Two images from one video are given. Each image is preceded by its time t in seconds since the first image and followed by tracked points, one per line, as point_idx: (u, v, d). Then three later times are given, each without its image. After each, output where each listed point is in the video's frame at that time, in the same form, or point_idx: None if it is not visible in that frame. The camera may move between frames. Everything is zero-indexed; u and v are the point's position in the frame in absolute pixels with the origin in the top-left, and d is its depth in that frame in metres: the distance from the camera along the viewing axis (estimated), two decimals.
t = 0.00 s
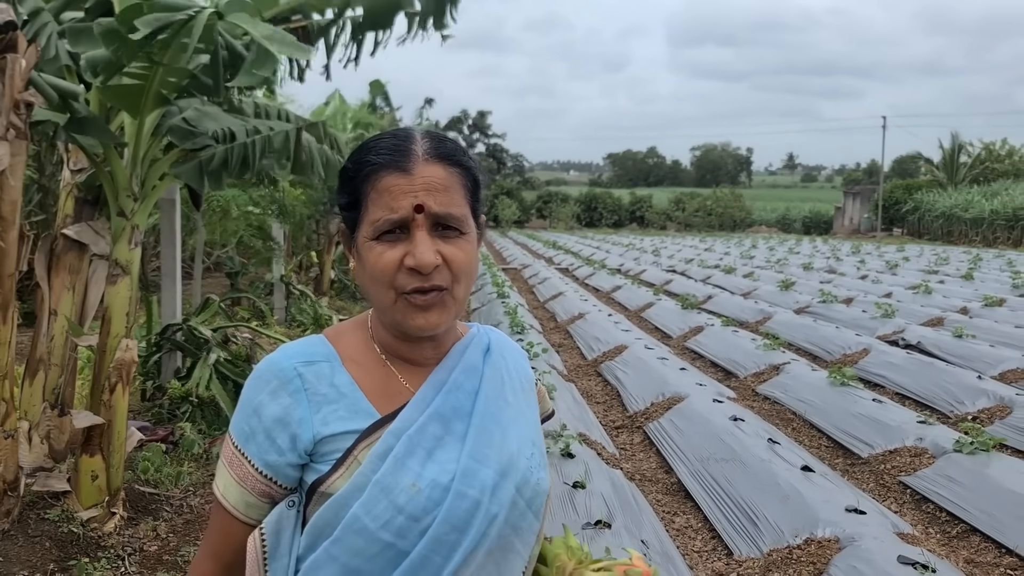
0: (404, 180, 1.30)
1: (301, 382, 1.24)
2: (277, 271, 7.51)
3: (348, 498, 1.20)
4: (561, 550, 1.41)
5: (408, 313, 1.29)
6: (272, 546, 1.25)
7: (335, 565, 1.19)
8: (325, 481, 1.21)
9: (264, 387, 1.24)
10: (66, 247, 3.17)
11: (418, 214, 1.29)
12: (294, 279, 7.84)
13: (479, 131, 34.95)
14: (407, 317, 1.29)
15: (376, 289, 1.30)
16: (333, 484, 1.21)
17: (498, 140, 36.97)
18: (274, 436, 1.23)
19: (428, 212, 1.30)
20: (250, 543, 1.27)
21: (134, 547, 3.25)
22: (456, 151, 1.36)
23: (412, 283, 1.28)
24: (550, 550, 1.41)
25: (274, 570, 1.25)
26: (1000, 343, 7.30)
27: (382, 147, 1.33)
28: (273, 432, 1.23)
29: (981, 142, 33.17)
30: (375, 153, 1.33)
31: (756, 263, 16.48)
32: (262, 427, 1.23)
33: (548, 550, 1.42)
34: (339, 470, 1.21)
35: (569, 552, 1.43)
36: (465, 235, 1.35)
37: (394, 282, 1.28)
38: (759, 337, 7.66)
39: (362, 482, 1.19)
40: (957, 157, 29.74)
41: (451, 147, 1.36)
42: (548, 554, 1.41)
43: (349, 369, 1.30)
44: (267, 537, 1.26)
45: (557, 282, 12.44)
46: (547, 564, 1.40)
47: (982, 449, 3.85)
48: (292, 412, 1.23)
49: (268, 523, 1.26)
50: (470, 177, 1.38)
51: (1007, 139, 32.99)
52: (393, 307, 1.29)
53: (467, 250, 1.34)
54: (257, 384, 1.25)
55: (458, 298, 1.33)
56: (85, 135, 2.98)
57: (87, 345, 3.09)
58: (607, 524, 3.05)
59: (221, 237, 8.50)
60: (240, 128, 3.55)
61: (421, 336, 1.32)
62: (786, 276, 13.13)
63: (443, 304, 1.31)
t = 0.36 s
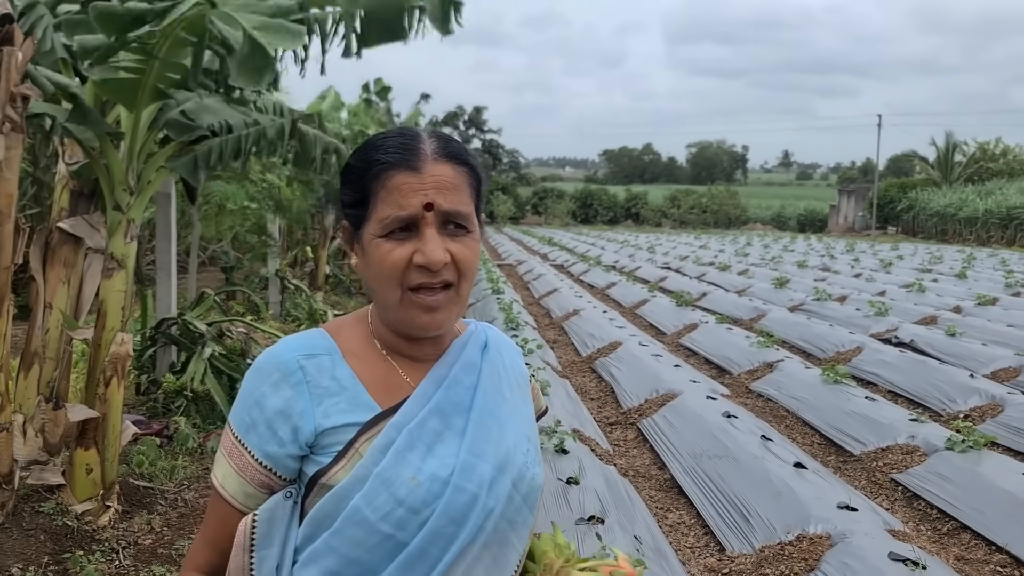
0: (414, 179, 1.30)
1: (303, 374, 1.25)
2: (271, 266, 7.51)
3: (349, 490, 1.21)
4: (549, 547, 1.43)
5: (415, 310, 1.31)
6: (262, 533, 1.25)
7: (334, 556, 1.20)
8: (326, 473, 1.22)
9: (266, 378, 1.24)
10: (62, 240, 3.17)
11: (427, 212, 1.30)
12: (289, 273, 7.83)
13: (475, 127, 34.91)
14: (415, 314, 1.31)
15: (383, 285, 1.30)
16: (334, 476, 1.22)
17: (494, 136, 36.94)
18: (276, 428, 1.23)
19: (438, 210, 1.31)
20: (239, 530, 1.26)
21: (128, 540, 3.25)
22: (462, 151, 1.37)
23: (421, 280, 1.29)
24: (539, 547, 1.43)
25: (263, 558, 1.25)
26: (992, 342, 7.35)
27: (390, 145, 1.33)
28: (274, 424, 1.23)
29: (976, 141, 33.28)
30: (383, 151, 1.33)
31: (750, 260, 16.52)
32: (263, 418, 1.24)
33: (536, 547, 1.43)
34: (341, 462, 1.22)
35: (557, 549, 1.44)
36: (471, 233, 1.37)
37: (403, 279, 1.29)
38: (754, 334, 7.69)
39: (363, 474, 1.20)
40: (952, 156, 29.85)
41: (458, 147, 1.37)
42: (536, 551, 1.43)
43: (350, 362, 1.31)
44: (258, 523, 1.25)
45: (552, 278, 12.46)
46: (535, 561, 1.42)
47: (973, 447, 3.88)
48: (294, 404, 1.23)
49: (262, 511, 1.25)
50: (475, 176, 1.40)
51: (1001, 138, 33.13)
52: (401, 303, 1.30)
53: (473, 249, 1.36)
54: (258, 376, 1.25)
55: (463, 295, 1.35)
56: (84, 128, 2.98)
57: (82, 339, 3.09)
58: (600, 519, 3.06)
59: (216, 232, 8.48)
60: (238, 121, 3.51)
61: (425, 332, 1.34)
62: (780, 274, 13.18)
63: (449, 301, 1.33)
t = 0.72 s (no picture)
0: (425, 181, 1.30)
1: (291, 367, 1.25)
2: (265, 262, 7.49)
3: (339, 482, 1.20)
4: (536, 539, 1.43)
5: (424, 310, 1.31)
6: (251, 526, 1.25)
7: (323, 547, 1.20)
8: (316, 465, 1.22)
9: (255, 372, 1.24)
10: (54, 236, 3.15)
11: (438, 213, 1.30)
12: (283, 270, 7.82)
13: (470, 124, 34.88)
14: (423, 313, 1.31)
15: (392, 286, 1.29)
16: (324, 468, 1.22)
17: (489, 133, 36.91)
18: (265, 422, 1.23)
19: (448, 211, 1.31)
20: (229, 524, 1.27)
21: (119, 537, 3.24)
22: (462, 153, 1.39)
23: (432, 280, 1.29)
24: (525, 538, 1.43)
25: (252, 551, 1.25)
26: (985, 340, 7.38)
27: (396, 146, 1.32)
28: (263, 418, 1.23)
29: (970, 139, 33.40)
30: (389, 152, 1.31)
31: (745, 258, 16.55)
32: (253, 413, 1.23)
33: (522, 538, 1.44)
34: (330, 454, 1.22)
35: (543, 541, 1.44)
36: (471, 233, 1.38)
37: (414, 279, 1.28)
38: (747, 332, 7.71)
39: (352, 466, 1.20)
40: (946, 154, 29.94)
41: (458, 149, 1.38)
42: (522, 543, 1.43)
43: (338, 356, 1.31)
44: (248, 517, 1.25)
45: (547, 275, 12.46)
46: (521, 553, 1.43)
47: (964, 445, 3.90)
48: (283, 398, 1.23)
49: (251, 506, 1.25)
50: (472, 177, 1.42)
51: (996, 137, 33.24)
52: (410, 304, 1.30)
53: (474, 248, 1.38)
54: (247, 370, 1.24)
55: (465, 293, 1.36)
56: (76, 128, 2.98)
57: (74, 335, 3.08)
58: (593, 517, 3.07)
59: (209, 228, 8.45)
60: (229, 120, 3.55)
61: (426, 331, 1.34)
62: (774, 272, 13.21)
63: (455, 300, 1.33)
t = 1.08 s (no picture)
0: (409, 172, 1.30)
1: (280, 362, 1.24)
2: (258, 258, 7.46)
3: (329, 474, 1.20)
4: (533, 530, 1.43)
5: (414, 302, 1.30)
6: (240, 519, 1.24)
7: (314, 539, 1.20)
8: (306, 458, 1.22)
9: (243, 367, 1.23)
10: (45, 232, 3.13)
11: (424, 204, 1.30)
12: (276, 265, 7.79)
13: (464, 119, 34.81)
14: (413, 304, 1.30)
15: (381, 279, 1.29)
16: (314, 461, 1.22)
17: (483, 127, 36.84)
18: (254, 417, 1.22)
19: (434, 201, 1.31)
20: (217, 516, 1.26)
21: (112, 532, 3.23)
22: (445, 144, 1.38)
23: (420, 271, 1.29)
24: (522, 529, 1.43)
25: (242, 543, 1.25)
26: (976, 335, 7.42)
27: (379, 139, 1.32)
28: (253, 413, 1.22)
29: (963, 134, 33.52)
30: (373, 145, 1.31)
31: (739, 253, 16.59)
32: (241, 407, 1.23)
33: (520, 530, 1.43)
34: (320, 447, 1.22)
35: (541, 532, 1.44)
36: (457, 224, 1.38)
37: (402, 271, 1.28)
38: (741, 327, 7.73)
39: (342, 459, 1.20)
40: (939, 149, 30.02)
41: (440, 139, 1.38)
42: (520, 535, 1.43)
43: (328, 351, 1.31)
44: (237, 511, 1.24)
45: (541, 271, 12.46)
46: (519, 544, 1.43)
47: (955, 439, 3.93)
48: (272, 392, 1.23)
49: (240, 499, 1.24)
50: (456, 168, 1.41)
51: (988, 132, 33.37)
52: (399, 296, 1.29)
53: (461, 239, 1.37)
54: (235, 365, 1.24)
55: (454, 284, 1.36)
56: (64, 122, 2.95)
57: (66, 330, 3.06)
58: (585, 511, 3.08)
59: (202, 222, 8.42)
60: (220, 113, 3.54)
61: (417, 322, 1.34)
62: (768, 267, 13.24)
63: (445, 290, 1.33)
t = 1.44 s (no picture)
0: (388, 159, 1.31)
1: (278, 353, 1.24)
2: (255, 254, 7.44)
3: (325, 464, 1.20)
4: (526, 528, 1.43)
5: (392, 289, 1.29)
6: (235, 510, 1.24)
7: (309, 530, 1.20)
8: (302, 449, 1.22)
9: (241, 357, 1.23)
10: (40, 228, 3.12)
11: (402, 191, 1.30)
12: (273, 262, 7.78)
13: (460, 114, 34.73)
14: (390, 292, 1.29)
15: (359, 265, 1.29)
16: (311, 451, 1.22)
17: (480, 123, 36.76)
18: (251, 406, 1.22)
19: (413, 188, 1.31)
20: (211, 506, 1.25)
21: (109, 529, 3.23)
22: (434, 134, 1.38)
23: (397, 258, 1.28)
24: (515, 528, 1.43)
25: (237, 534, 1.24)
26: (972, 329, 7.44)
27: (363, 129, 1.34)
28: (250, 403, 1.22)
29: (958, 129, 33.56)
30: (356, 134, 1.33)
31: (735, 248, 16.60)
32: (238, 397, 1.23)
33: (512, 528, 1.43)
34: (316, 438, 1.22)
35: (534, 529, 1.44)
36: (445, 214, 1.37)
37: (379, 257, 1.28)
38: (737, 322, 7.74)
39: (339, 449, 1.20)
40: (935, 144, 30.04)
41: (429, 130, 1.38)
42: (512, 533, 1.43)
43: (324, 342, 1.31)
44: (232, 501, 1.24)
45: (537, 267, 12.46)
46: (511, 542, 1.42)
47: (951, 432, 3.94)
48: (270, 383, 1.23)
49: (235, 490, 1.24)
50: (447, 160, 1.40)
51: (984, 126, 33.42)
52: (376, 282, 1.29)
53: (447, 228, 1.35)
54: (233, 355, 1.24)
55: (438, 274, 1.34)
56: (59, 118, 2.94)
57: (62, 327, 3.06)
58: (581, 506, 3.08)
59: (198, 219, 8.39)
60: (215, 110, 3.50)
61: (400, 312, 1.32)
62: (764, 262, 13.26)
63: (426, 280, 1.31)
